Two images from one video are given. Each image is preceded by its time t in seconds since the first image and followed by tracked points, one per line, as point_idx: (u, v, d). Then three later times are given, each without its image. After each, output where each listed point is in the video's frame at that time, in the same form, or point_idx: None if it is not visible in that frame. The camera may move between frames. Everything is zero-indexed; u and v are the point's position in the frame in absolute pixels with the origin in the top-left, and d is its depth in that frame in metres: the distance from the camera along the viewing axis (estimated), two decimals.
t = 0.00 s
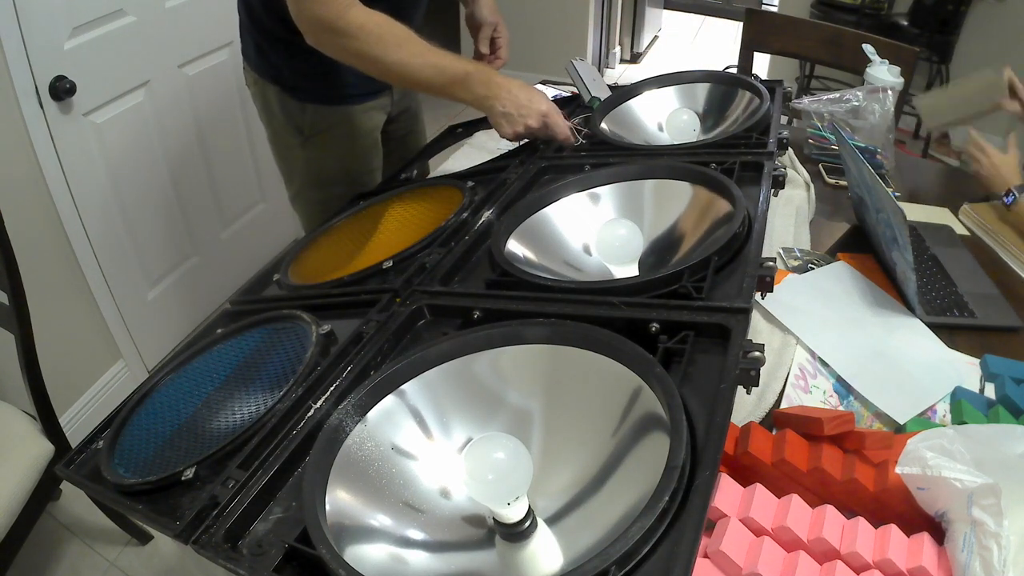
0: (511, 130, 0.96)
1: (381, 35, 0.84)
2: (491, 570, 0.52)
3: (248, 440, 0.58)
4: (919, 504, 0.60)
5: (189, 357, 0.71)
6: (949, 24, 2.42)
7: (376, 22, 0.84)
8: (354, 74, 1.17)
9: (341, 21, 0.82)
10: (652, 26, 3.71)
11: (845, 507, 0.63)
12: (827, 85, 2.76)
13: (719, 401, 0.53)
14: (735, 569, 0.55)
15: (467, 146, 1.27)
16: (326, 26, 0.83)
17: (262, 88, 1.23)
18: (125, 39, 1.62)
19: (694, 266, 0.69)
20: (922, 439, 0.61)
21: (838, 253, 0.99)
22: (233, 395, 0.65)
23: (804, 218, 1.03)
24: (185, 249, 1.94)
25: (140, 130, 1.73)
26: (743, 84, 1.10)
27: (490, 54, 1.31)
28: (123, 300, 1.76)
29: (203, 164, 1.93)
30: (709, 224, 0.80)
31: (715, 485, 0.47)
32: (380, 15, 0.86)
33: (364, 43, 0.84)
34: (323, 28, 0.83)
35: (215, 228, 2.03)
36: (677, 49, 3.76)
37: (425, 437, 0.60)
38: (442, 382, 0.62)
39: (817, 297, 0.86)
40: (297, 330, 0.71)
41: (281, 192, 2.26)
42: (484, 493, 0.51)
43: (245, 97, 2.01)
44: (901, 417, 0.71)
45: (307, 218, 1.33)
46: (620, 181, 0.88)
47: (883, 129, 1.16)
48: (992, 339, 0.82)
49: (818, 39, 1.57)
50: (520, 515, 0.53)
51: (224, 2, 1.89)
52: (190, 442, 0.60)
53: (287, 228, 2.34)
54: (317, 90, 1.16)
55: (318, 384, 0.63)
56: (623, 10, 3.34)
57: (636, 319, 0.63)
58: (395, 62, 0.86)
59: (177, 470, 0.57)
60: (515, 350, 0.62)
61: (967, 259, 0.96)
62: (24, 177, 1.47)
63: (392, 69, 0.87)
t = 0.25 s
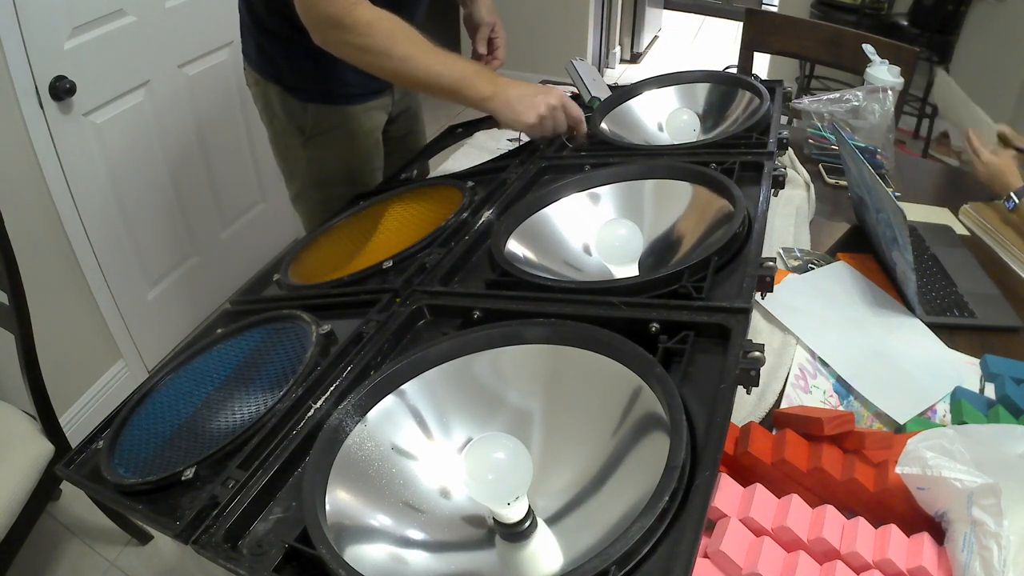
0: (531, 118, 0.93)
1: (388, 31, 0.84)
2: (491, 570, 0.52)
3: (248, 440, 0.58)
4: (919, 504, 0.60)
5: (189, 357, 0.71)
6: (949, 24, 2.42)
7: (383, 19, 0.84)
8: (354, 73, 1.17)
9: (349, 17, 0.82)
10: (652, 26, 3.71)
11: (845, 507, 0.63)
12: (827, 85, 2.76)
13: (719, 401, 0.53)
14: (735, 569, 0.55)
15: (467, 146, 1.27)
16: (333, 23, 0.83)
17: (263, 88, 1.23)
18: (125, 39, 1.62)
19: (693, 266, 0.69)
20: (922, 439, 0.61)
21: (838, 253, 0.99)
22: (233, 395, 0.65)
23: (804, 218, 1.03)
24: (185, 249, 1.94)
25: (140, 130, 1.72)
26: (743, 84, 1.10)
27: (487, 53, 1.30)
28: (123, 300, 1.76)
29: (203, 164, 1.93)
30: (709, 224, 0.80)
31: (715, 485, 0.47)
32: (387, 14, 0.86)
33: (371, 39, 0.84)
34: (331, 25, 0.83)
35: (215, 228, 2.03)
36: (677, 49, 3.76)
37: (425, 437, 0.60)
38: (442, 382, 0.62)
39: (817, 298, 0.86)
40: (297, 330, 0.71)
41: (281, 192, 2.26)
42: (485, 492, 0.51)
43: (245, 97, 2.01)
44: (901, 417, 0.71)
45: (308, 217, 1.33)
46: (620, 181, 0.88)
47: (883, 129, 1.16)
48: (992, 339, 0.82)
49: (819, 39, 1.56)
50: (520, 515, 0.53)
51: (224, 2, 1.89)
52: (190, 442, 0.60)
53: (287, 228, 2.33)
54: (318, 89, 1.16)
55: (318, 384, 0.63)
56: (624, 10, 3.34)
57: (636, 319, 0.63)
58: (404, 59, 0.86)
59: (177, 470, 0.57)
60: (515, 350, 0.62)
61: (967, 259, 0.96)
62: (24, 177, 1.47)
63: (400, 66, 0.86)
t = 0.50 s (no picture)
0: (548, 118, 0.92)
1: (400, 28, 0.82)
2: (491, 570, 0.52)
3: (248, 440, 0.58)
4: (919, 504, 0.60)
5: (189, 357, 0.71)
6: (949, 24, 2.42)
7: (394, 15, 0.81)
8: (354, 73, 1.17)
9: (363, 13, 0.79)
10: (652, 26, 3.71)
11: (845, 507, 0.63)
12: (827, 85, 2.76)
13: (719, 401, 0.53)
14: (735, 569, 0.55)
15: (467, 146, 1.27)
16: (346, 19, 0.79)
17: (263, 88, 1.23)
18: (125, 39, 1.62)
19: (694, 266, 0.69)
20: (922, 439, 0.61)
21: (838, 253, 0.99)
22: (233, 395, 0.65)
23: (804, 218, 1.03)
24: (185, 249, 1.94)
25: (140, 130, 1.72)
26: (744, 83, 1.09)
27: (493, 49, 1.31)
28: (123, 300, 1.76)
29: (203, 163, 1.93)
30: (709, 224, 0.80)
31: (715, 485, 0.47)
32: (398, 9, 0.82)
33: (386, 34, 0.81)
34: (342, 22, 0.80)
35: (215, 228, 2.03)
36: (677, 49, 3.76)
37: (425, 438, 0.60)
38: (442, 382, 0.62)
39: (817, 298, 0.86)
40: (297, 330, 0.71)
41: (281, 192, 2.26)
42: (485, 493, 0.51)
43: (245, 97, 2.01)
44: (901, 417, 0.71)
45: (308, 218, 1.33)
46: (621, 181, 0.88)
47: (883, 129, 1.16)
48: (992, 339, 0.82)
49: (819, 39, 1.56)
50: (520, 515, 0.53)
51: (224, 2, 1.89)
52: (190, 442, 0.60)
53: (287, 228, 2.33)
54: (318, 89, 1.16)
55: (319, 384, 0.63)
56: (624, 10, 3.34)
57: (636, 319, 0.63)
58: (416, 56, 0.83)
59: (177, 470, 0.57)
60: (515, 350, 0.62)
61: (967, 260, 0.96)
62: (24, 177, 1.47)
63: (411, 63, 0.83)
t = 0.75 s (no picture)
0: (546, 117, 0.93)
1: (399, 29, 0.82)
2: (491, 570, 0.52)
3: (248, 440, 0.58)
4: (919, 505, 0.60)
5: (189, 357, 0.71)
6: (950, 24, 2.42)
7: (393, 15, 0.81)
8: (354, 73, 1.17)
9: (364, 8, 0.78)
10: (652, 26, 3.71)
11: (845, 507, 0.63)
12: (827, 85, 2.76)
13: (719, 401, 0.53)
14: (735, 569, 0.55)
15: (467, 146, 1.27)
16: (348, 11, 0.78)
17: (264, 88, 1.23)
18: (125, 39, 1.62)
19: (694, 266, 0.69)
20: (922, 439, 0.61)
21: (838, 253, 0.99)
22: (233, 395, 0.65)
23: (804, 218, 1.03)
24: (184, 249, 1.94)
25: (140, 130, 1.72)
26: (744, 83, 1.09)
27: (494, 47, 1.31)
28: (123, 300, 1.76)
29: (203, 163, 1.93)
30: (709, 224, 0.80)
31: (715, 485, 0.47)
32: None
33: (393, 27, 0.80)
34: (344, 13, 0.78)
35: (215, 228, 2.03)
36: (677, 49, 3.76)
37: (425, 438, 0.60)
38: (442, 382, 0.62)
39: (817, 298, 0.86)
40: (297, 330, 0.71)
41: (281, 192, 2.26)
42: (485, 493, 0.51)
43: (245, 97, 2.01)
44: (901, 417, 0.71)
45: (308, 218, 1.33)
46: (621, 181, 0.88)
47: (883, 129, 1.16)
48: (992, 339, 0.82)
49: (819, 39, 1.56)
50: (520, 515, 0.53)
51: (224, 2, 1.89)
52: (190, 442, 0.60)
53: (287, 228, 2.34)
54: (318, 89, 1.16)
55: (319, 384, 0.63)
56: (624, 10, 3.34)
57: (637, 319, 0.63)
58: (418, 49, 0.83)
59: (177, 470, 0.57)
60: (515, 350, 0.62)
61: (967, 260, 0.96)
62: (24, 177, 1.47)
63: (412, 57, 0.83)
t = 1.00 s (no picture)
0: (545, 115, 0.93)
1: (395, 27, 0.82)
2: (491, 570, 0.52)
3: (249, 440, 0.58)
4: (919, 504, 0.60)
5: (189, 357, 0.71)
6: (949, 24, 2.42)
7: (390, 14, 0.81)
8: (354, 73, 1.16)
9: (360, 8, 0.78)
10: (652, 26, 3.71)
11: (845, 507, 0.63)
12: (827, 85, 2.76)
13: (719, 401, 0.53)
14: (734, 569, 0.55)
15: (467, 146, 1.27)
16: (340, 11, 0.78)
17: (263, 88, 1.23)
18: (125, 39, 1.62)
19: (693, 266, 0.69)
20: (922, 439, 0.61)
21: (838, 253, 0.99)
22: (233, 395, 0.65)
23: (804, 218, 1.03)
24: (184, 249, 1.94)
25: (140, 130, 1.72)
26: (744, 83, 1.09)
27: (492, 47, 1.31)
28: (123, 300, 1.76)
29: (203, 163, 1.93)
30: (709, 224, 0.80)
31: (715, 485, 0.47)
32: None
33: (389, 28, 0.81)
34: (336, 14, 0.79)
35: (215, 228, 2.03)
36: (677, 49, 3.76)
37: (425, 438, 0.60)
38: (442, 383, 0.62)
39: (818, 298, 0.86)
40: (297, 330, 0.71)
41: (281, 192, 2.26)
42: (485, 493, 0.51)
43: (245, 97, 2.01)
44: (901, 417, 0.71)
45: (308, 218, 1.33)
46: (621, 181, 0.88)
47: (883, 129, 1.16)
48: (991, 339, 0.82)
49: (819, 39, 1.56)
50: (520, 515, 0.53)
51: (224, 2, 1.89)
52: (190, 442, 0.60)
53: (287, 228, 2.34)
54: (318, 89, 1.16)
55: (318, 384, 0.63)
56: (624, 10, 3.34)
57: (636, 319, 0.63)
58: (413, 48, 0.83)
59: (177, 470, 0.57)
60: (515, 350, 0.62)
61: (968, 260, 0.96)
62: (24, 177, 1.47)
63: (408, 56, 0.83)
